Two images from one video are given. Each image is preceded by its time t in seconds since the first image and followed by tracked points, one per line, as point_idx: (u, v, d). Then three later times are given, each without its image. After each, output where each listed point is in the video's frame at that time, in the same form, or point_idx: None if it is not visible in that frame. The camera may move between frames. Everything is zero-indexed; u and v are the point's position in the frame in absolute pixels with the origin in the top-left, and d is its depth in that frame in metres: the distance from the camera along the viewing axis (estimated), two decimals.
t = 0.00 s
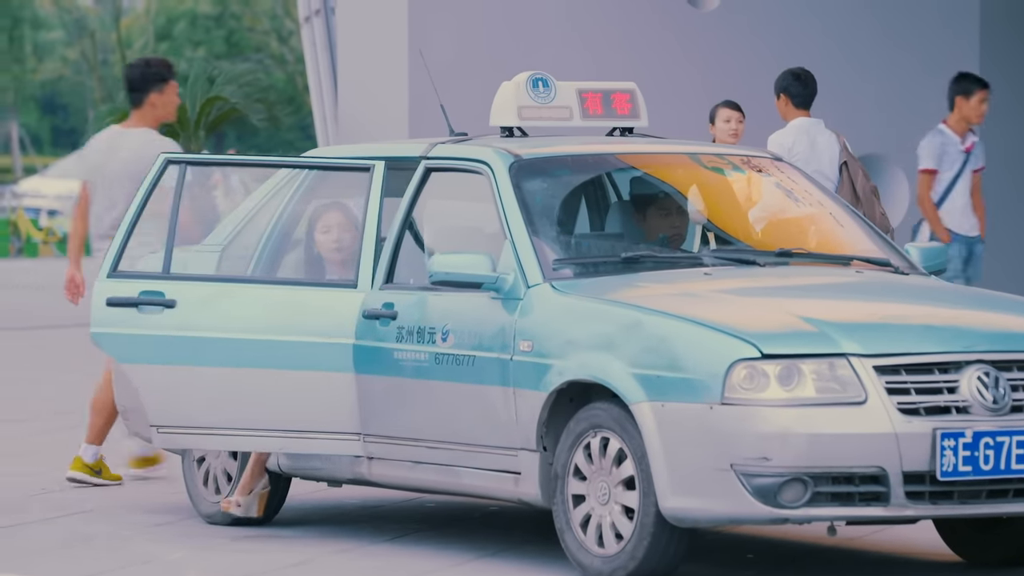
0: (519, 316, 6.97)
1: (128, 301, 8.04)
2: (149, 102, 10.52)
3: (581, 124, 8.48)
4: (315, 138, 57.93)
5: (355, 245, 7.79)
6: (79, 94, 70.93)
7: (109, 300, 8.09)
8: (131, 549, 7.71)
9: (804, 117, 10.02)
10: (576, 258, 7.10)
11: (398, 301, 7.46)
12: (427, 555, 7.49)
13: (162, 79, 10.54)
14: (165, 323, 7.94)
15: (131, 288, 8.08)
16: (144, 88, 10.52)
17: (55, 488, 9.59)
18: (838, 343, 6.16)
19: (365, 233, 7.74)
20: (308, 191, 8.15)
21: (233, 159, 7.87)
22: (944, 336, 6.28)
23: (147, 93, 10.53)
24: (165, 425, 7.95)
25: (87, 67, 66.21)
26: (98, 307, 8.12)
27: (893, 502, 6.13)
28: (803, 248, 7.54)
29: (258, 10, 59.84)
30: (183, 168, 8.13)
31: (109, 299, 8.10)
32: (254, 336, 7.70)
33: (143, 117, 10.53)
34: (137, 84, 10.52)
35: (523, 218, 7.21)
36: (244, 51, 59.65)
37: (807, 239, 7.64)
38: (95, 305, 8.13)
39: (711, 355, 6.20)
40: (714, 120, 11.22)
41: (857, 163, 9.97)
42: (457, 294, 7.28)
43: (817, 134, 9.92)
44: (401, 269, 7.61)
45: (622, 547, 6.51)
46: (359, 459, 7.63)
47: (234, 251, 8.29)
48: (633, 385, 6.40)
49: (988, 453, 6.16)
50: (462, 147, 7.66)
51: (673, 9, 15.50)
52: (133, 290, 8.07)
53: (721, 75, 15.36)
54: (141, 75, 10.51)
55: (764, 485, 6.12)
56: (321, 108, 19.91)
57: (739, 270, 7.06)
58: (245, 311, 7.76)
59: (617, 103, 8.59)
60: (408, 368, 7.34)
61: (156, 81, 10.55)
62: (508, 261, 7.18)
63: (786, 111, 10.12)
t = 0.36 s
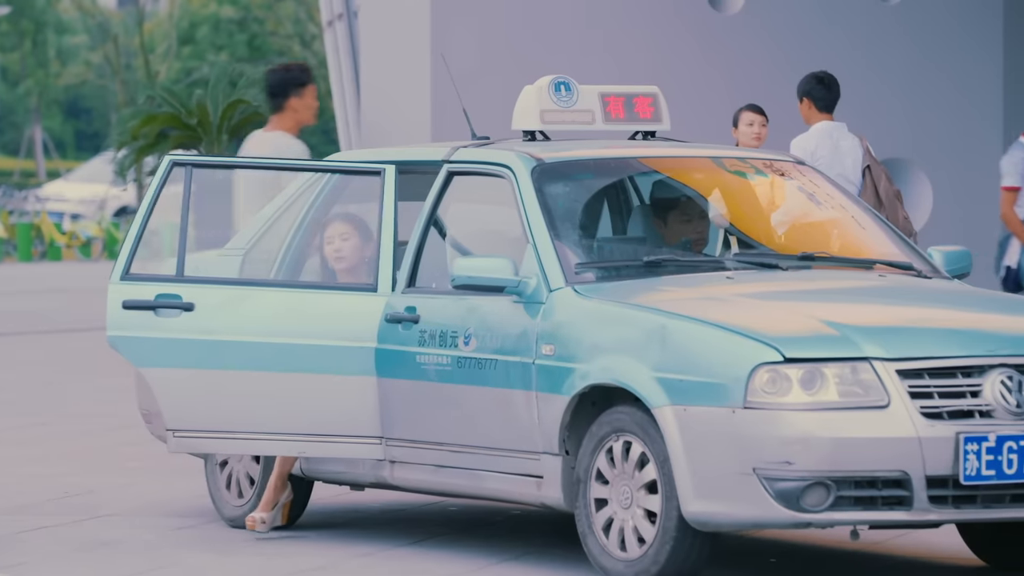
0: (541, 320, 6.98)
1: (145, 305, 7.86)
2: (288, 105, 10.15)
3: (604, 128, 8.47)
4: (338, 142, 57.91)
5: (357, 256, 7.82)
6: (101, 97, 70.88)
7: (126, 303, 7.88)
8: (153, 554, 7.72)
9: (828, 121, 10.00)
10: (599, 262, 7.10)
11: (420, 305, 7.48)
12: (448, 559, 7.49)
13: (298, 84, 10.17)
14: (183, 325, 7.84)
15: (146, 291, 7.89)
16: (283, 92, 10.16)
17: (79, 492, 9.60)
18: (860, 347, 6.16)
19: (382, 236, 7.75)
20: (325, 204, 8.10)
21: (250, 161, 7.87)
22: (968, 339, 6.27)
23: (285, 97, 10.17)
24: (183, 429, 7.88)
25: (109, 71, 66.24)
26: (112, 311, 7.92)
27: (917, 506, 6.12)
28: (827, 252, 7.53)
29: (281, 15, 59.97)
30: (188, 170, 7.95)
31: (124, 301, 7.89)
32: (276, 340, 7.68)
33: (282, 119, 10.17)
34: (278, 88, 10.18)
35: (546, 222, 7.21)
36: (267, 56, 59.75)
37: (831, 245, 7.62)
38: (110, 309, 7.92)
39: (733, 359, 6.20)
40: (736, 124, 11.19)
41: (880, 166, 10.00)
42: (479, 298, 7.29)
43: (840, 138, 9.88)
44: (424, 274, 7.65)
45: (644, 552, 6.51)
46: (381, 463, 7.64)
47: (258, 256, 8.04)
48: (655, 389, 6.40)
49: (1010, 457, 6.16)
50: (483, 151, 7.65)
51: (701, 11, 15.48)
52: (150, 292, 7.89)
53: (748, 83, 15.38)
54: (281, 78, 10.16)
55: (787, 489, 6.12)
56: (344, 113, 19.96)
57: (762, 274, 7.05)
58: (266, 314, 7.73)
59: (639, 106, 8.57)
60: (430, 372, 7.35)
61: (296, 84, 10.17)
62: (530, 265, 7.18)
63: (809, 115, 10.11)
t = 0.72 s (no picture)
0: (561, 322, 6.97)
1: (167, 305, 7.81)
2: (457, 116, 9.38)
3: (623, 129, 8.48)
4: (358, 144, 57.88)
5: (346, 260, 7.89)
6: (121, 99, 71.01)
7: (148, 303, 7.82)
8: (173, 555, 7.72)
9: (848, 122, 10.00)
10: (618, 263, 7.09)
11: (440, 307, 7.48)
12: (468, 560, 7.49)
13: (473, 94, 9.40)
14: (206, 326, 7.79)
15: (168, 291, 7.84)
16: (454, 102, 9.37)
17: (99, 493, 9.61)
18: (880, 348, 6.15)
19: (398, 238, 7.75)
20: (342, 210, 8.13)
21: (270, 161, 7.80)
22: (988, 341, 6.26)
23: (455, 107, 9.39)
24: (202, 430, 7.83)
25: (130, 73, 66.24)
26: (136, 312, 7.86)
27: (937, 508, 6.11)
28: (847, 254, 7.51)
29: (301, 17, 60.00)
30: (200, 170, 7.88)
31: (146, 301, 7.84)
32: (297, 342, 7.66)
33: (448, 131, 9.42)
34: (449, 97, 9.38)
35: (565, 224, 7.20)
36: (287, 57, 59.76)
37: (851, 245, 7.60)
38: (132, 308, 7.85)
39: (754, 361, 6.18)
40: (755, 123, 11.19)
41: (900, 168, 9.97)
42: (498, 300, 7.29)
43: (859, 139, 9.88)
44: (443, 276, 7.66)
45: (664, 553, 6.51)
46: (400, 464, 7.64)
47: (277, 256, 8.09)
48: (675, 391, 6.39)
49: None
50: (504, 152, 7.65)
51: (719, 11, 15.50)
52: (172, 292, 7.83)
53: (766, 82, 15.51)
54: (453, 88, 9.37)
55: (807, 491, 6.10)
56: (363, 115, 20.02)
57: (782, 275, 7.04)
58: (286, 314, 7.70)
59: (660, 108, 8.57)
60: (450, 373, 7.35)
61: (467, 95, 9.39)
62: (550, 267, 7.18)
63: (830, 114, 10.09)
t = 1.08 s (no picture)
0: (584, 324, 6.97)
1: (190, 306, 7.81)
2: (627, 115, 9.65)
3: (647, 131, 8.47)
4: (380, 147, 57.88)
5: (337, 205, 7.87)
6: (145, 101, 71.23)
7: (171, 306, 7.82)
8: (197, 557, 7.73)
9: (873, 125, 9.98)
10: (642, 265, 7.09)
11: (464, 309, 7.49)
12: (491, 563, 7.48)
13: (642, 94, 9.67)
14: (228, 328, 7.77)
15: (191, 293, 7.84)
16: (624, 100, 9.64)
17: (123, 495, 9.62)
18: (903, 351, 6.14)
19: (422, 239, 7.77)
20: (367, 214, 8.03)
21: (292, 163, 7.84)
22: (1012, 345, 6.24)
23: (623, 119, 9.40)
24: (226, 432, 7.80)
25: (153, 76, 66.33)
26: (159, 315, 7.84)
27: (961, 511, 6.10)
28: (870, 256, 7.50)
29: (324, 20, 60.08)
30: (224, 172, 7.89)
31: (168, 303, 7.84)
32: (322, 344, 7.65)
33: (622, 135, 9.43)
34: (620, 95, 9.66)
35: (588, 226, 7.20)
36: (310, 60, 59.80)
37: (877, 246, 7.60)
38: (155, 311, 7.85)
39: (777, 364, 6.17)
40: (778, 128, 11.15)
41: (924, 172, 9.91)
42: (521, 302, 7.29)
43: (883, 143, 9.88)
44: (465, 279, 7.68)
45: (687, 556, 6.50)
46: (423, 466, 7.65)
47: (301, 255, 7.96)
48: (698, 393, 6.38)
49: None
50: (528, 154, 7.66)
51: (740, 11, 15.91)
52: (195, 295, 7.84)
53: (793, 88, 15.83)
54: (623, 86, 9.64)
55: (830, 494, 6.09)
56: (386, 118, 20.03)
57: (805, 278, 7.03)
58: (309, 315, 7.70)
59: (684, 109, 8.56)
60: (473, 376, 7.34)
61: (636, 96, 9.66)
62: (573, 269, 7.17)
63: (855, 117, 10.07)
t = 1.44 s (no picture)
0: (608, 333, 6.96)
1: (213, 315, 7.86)
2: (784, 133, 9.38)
3: (671, 140, 8.44)
4: (405, 156, 58.06)
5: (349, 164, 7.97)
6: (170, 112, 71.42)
7: (196, 315, 7.88)
8: (222, 566, 7.74)
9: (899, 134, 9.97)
10: (666, 275, 7.08)
11: (487, 317, 7.49)
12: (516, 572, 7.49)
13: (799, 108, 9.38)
14: (251, 338, 7.79)
15: (215, 302, 7.90)
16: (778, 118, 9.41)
17: (149, 504, 9.64)
18: (929, 361, 6.12)
19: (446, 248, 7.77)
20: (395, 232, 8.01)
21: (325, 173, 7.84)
22: None
23: (780, 121, 9.41)
24: (250, 440, 7.79)
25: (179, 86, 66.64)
26: (183, 323, 7.90)
27: (987, 521, 6.11)
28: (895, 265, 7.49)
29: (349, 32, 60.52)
30: (248, 182, 8.01)
31: (193, 313, 7.90)
32: (346, 353, 7.65)
33: (782, 144, 9.43)
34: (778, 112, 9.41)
35: (613, 235, 7.20)
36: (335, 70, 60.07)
37: (902, 256, 7.58)
38: (180, 320, 7.91)
39: (803, 374, 6.16)
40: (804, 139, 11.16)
41: (949, 182, 9.91)
42: (546, 311, 7.28)
43: (908, 152, 9.87)
44: (489, 288, 7.67)
45: (711, 565, 6.49)
46: (448, 476, 7.65)
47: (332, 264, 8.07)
48: (723, 403, 6.37)
49: None
50: (552, 163, 7.66)
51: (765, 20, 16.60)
52: (219, 305, 7.88)
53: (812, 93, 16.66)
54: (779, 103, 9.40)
55: (856, 503, 6.08)
56: (410, 128, 20.15)
57: (831, 287, 7.03)
58: (333, 324, 7.71)
59: (707, 119, 8.54)
60: (497, 385, 7.34)
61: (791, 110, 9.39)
62: (598, 278, 7.17)
63: (881, 126, 10.06)
